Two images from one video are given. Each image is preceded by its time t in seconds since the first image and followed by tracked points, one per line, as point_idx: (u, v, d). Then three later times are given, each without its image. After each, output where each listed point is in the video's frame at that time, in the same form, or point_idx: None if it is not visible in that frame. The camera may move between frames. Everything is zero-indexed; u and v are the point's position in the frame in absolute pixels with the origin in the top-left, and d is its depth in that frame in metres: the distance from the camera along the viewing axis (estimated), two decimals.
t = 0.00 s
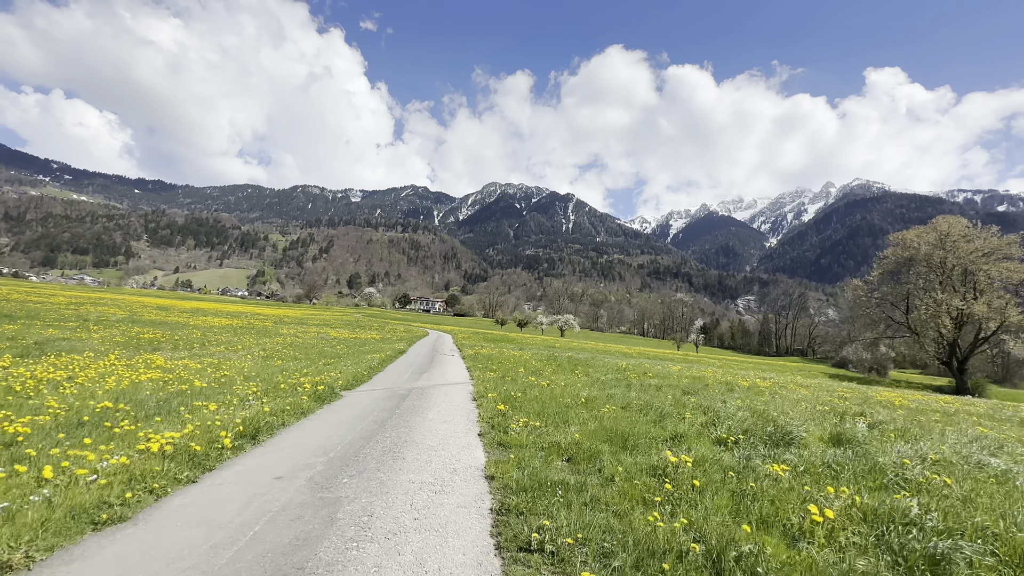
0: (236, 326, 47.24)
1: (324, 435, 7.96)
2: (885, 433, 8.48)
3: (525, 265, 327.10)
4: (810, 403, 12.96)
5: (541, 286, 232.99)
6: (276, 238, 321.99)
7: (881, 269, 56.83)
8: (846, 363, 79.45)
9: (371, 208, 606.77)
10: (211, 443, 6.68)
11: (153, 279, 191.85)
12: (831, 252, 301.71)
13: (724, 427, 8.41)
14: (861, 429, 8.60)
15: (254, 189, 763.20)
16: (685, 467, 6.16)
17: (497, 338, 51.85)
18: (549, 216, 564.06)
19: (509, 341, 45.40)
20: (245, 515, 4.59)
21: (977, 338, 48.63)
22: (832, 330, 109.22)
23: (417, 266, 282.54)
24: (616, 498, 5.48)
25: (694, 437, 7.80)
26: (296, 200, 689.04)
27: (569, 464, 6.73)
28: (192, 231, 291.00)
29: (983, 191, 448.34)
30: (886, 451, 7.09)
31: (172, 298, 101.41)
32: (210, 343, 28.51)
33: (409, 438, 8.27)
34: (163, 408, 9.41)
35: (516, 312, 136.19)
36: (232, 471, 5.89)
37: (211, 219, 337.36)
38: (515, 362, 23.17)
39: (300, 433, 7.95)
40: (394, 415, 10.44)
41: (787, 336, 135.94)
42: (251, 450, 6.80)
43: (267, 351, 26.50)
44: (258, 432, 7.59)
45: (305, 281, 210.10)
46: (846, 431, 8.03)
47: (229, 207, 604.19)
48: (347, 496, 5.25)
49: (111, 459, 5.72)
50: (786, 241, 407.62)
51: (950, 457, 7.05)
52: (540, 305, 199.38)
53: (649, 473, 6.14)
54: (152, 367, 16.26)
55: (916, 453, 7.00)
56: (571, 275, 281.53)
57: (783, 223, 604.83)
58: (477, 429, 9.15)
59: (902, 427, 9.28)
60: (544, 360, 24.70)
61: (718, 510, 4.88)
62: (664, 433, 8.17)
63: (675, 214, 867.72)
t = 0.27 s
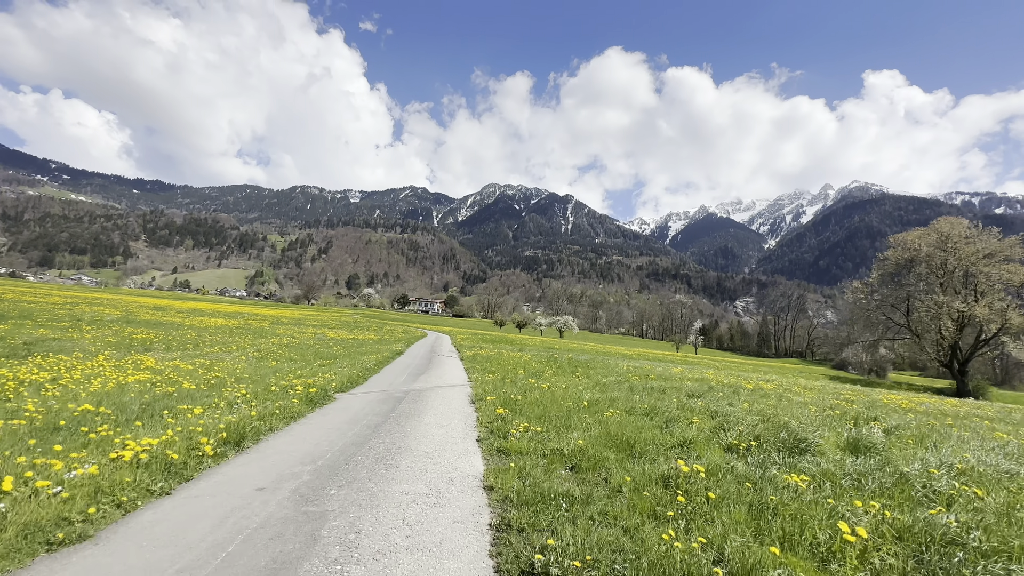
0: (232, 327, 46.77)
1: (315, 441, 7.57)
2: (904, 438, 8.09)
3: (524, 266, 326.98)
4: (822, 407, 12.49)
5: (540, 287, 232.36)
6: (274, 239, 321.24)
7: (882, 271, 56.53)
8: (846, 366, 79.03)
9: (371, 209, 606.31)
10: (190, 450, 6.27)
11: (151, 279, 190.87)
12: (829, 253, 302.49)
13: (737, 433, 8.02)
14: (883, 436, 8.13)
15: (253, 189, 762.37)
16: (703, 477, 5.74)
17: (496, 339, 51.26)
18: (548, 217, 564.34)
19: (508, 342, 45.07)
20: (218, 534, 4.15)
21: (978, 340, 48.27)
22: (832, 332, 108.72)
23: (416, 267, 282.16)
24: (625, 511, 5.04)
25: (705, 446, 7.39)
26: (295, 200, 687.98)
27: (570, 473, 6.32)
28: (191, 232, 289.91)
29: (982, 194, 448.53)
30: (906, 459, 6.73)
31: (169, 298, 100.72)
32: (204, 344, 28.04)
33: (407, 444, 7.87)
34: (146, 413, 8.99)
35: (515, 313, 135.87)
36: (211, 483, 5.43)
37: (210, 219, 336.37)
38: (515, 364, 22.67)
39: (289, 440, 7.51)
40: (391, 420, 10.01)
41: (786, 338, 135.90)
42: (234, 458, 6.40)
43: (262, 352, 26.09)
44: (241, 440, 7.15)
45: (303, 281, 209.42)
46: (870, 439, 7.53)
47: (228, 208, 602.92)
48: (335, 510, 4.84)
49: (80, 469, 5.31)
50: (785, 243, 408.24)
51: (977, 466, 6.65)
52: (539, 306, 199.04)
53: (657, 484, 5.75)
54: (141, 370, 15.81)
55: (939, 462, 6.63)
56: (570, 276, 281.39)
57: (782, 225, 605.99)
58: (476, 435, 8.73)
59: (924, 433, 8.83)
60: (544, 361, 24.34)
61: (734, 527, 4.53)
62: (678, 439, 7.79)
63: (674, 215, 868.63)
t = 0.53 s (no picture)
0: (228, 326, 46.36)
1: (302, 447, 7.21)
2: (920, 443, 7.76)
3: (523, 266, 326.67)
4: (830, 410, 12.14)
5: (539, 287, 231.91)
6: (273, 239, 320.47)
7: (882, 272, 56.27)
8: (845, 366, 78.78)
9: (370, 209, 605.41)
10: (168, 457, 5.92)
11: (148, 279, 190.01)
12: (827, 254, 302.87)
13: (747, 437, 7.67)
14: (898, 441, 7.81)
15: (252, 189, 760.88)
16: (714, 487, 5.40)
17: (495, 339, 50.82)
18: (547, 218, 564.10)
19: (507, 343, 44.74)
20: (188, 554, 3.80)
21: (978, 341, 48.00)
22: (831, 332, 108.38)
23: (415, 267, 281.67)
24: (631, 524, 4.69)
25: (713, 452, 7.05)
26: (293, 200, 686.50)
27: (572, 483, 5.96)
28: (189, 231, 288.85)
29: (980, 195, 449.53)
30: (928, 467, 6.37)
31: (166, 298, 100.16)
32: (198, 344, 27.67)
33: (400, 450, 7.50)
34: (129, 416, 8.62)
35: (513, 313, 135.65)
36: (188, 493, 5.08)
37: (208, 219, 335.47)
38: (513, 365, 22.30)
39: (275, 445, 7.15)
40: (386, 422, 9.70)
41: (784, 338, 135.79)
42: (217, 465, 6.06)
43: (256, 352, 25.73)
44: (225, 445, 6.81)
45: (301, 281, 208.69)
46: (884, 443, 7.19)
47: (227, 207, 601.57)
48: (317, 524, 4.47)
49: (48, 477, 4.95)
50: (784, 243, 408.61)
51: (1001, 473, 6.31)
52: (537, 306, 198.66)
53: (664, 494, 5.40)
54: (129, 371, 15.39)
55: (962, 468, 6.28)
56: (568, 276, 281.14)
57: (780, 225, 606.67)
58: (474, 440, 8.37)
59: (940, 437, 8.48)
60: (543, 362, 24.03)
61: (749, 542, 4.18)
62: (683, 444, 7.45)
63: (673, 216, 869.25)
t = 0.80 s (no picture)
0: (222, 325, 45.86)
1: (286, 455, 6.82)
2: (934, 447, 7.45)
3: (521, 266, 326.56)
4: (836, 412, 11.83)
5: (536, 286, 231.44)
6: (270, 237, 319.05)
7: (880, 272, 56.12)
8: (842, 366, 78.62)
9: (367, 208, 603.54)
10: (139, 467, 5.53)
11: (144, 277, 188.80)
12: (824, 254, 303.20)
13: (756, 444, 7.32)
14: (913, 446, 7.46)
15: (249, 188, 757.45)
16: (727, 500, 5.03)
17: (493, 339, 50.36)
18: (545, 217, 565.14)
19: (504, 342, 44.41)
20: None
21: (976, 341, 47.87)
22: (828, 332, 108.46)
23: (412, 266, 280.96)
24: (639, 542, 4.29)
25: (721, 461, 6.70)
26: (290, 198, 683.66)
27: (573, 495, 5.60)
28: (185, 230, 286.87)
29: (975, 195, 452.01)
30: (945, 474, 6.08)
31: (162, 297, 99.47)
32: (189, 343, 27.18)
33: (391, 457, 7.11)
34: (105, 421, 8.21)
35: (510, 312, 135.26)
36: (157, 508, 4.69)
37: (205, 218, 333.86)
38: (511, 365, 21.89)
39: (257, 454, 6.76)
40: (379, 427, 9.32)
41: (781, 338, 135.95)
42: (194, 476, 5.67)
43: (249, 352, 25.28)
44: (202, 452, 6.42)
45: (298, 280, 207.89)
46: (898, 448, 6.89)
47: (224, 206, 598.75)
48: (297, 548, 4.05)
49: None
50: (780, 243, 409.69)
51: None
52: (535, 305, 198.51)
53: (674, 508, 5.03)
54: (114, 372, 14.93)
55: (986, 478, 5.90)
56: (566, 276, 281.11)
57: (777, 225, 608.20)
58: (470, 445, 8.00)
59: (956, 442, 8.15)
60: (541, 362, 23.69)
61: (769, 566, 3.81)
62: (689, 451, 7.10)
63: (670, 215, 870.33)
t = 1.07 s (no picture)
0: (214, 323, 45.14)
1: (271, 459, 6.44)
2: (952, 449, 7.16)
3: (517, 264, 326.15)
4: (843, 411, 11.52)
5: (532, 285, 231.17)
6: (265, 235, 316.75)
7: (876, 270, 56.05)
8: (838, 365, 78.76)
9: (363, 206, 601.15)
10: (107, 474, 5.12)
11: (137, 275, 186.87)
12: (819, 253, 304.37)
13: (768, 444, 7.00)
14: (930, 446, 7.16)
15: (244, 185, 752.10)
16: (747, 509, 4.65)
17: (489, 337, 50.02)
18: (541, 216, 565.00)
19: (501, 340, 44.05)
20: None
21: (972, 340, 47.86)
22: (823, 331, 108.85)
23: (408, 264, 279.88)
24: (652, 558, 3.93)
25: (732, 464, 6.36)
26: (285, 196, 679.49)
27: (577, 504, 5.21)
28: (179, 227, 284.35)
29: (968, 196, 455.93)
30: (969, 478, 5.77)
31: (155, 295, 98.37)
32: (179, 341, 26.66)
33: (385, 461, 6.71)
34: (77, 424, 7.69)
35: (507, 311, 135.13)
36: (124, 520, 4.32)
37: (199, 215, 331.01)
38: (507, 363, 21.52)
39: (241, 458, 6.39)
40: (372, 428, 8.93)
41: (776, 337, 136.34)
42: (168, 482, 5.29)
43: (240, 350, 24.71)
44: (180, 457, 6.02)
45: (293, 278, 206.47)
46: (917, 449, 6.57)
47: (218, 204, 594.22)
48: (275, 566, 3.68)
49: None
50: (776, 242, 411.48)
51: None
52: (531, 304, 198.20)
53: (685, 518, 4.66)
54: (98, 370, 14.40)
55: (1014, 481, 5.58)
56: (562, 274, 281.03)
57: (772, 224, 611.00)
58: (466, 448, 7.64)
59: (973, 443, 7.84)
60: (538, 361, 23.31)
61: None
62: (694, 452, 6.79)
63: (666, 214, 872.26)
